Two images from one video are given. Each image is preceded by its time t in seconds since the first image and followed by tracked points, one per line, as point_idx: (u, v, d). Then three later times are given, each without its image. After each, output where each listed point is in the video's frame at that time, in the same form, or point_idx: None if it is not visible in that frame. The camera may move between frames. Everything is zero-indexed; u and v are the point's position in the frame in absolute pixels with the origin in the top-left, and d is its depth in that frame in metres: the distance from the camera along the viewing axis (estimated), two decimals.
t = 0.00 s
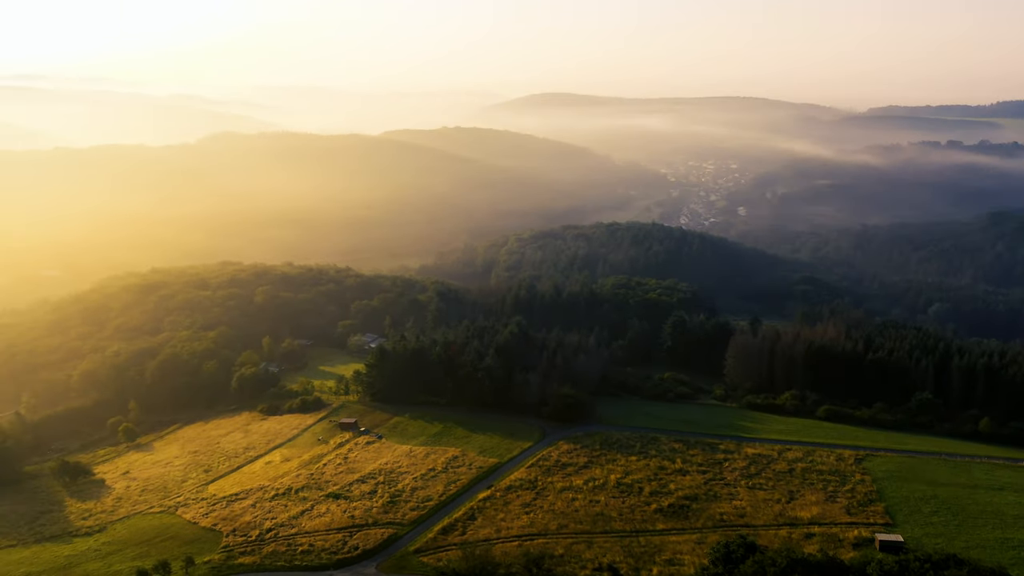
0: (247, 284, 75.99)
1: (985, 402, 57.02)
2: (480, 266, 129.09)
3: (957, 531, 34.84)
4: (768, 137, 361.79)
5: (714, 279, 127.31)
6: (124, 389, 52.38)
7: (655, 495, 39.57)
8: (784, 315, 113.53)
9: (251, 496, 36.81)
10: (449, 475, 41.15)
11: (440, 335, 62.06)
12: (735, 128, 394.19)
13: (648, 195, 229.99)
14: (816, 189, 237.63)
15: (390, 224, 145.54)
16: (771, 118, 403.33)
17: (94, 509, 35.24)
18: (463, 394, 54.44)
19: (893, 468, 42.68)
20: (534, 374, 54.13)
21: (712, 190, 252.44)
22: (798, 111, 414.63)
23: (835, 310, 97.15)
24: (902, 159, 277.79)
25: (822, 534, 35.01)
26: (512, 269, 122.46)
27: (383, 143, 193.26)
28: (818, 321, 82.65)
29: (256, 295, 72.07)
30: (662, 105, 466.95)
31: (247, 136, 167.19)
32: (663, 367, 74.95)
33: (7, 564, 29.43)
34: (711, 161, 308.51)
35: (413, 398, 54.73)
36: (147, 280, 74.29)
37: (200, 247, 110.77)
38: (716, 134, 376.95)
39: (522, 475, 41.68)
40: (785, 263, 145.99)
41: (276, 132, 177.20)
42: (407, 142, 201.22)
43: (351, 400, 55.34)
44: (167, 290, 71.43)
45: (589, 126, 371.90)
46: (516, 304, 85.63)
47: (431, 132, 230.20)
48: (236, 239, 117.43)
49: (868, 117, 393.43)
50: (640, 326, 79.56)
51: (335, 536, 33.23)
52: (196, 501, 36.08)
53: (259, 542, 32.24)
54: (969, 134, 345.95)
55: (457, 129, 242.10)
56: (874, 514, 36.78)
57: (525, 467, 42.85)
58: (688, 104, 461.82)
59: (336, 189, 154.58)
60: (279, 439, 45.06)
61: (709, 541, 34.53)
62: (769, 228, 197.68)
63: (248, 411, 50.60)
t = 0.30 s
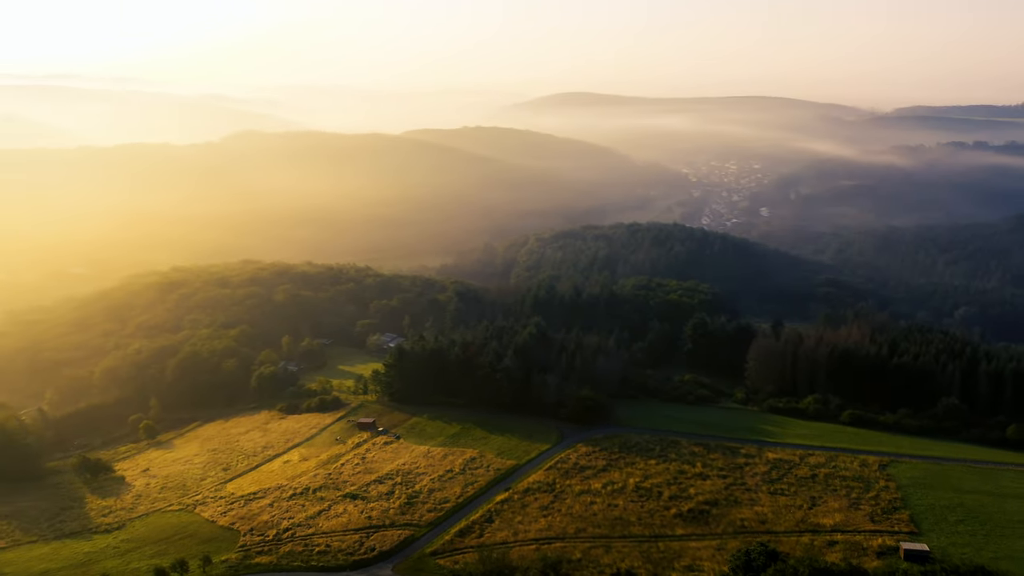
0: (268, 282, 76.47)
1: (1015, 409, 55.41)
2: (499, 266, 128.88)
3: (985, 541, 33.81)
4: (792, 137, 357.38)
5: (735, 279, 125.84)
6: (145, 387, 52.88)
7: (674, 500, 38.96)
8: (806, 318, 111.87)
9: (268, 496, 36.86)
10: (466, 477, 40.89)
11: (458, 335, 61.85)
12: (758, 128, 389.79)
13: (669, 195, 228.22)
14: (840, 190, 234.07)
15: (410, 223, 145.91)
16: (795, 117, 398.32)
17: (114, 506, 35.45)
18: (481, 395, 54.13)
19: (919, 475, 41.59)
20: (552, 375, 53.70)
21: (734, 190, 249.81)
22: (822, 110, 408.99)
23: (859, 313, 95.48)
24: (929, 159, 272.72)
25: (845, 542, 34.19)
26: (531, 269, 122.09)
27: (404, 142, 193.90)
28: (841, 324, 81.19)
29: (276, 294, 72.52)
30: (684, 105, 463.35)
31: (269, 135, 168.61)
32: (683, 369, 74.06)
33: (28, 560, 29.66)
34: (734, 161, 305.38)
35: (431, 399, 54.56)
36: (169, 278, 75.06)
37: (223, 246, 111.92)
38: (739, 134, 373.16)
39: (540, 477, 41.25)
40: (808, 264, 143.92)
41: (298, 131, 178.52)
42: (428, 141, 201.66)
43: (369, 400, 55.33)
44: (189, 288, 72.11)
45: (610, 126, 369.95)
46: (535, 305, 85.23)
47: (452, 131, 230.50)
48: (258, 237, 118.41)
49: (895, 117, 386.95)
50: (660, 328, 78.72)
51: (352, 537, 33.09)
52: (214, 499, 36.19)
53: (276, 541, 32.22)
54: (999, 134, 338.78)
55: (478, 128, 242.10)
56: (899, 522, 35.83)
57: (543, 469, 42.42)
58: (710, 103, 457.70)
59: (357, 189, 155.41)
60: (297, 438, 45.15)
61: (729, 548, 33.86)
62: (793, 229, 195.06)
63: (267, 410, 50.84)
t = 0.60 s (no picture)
0: (288, 281, 76.83)
1: None
2: (519, 265, 128.50)
3: (1014, 552, 32.76)
4: (817, 137, 352.51)
5: (757, 280, 124.26)
6: (166, 384, 53.32)
7: (694, 505, 38.28)
8: (830, 321, 110.15)
9: (286, 495, 36.87)
10: (484, 479, 40.56)
11: (477, 336, 61.57)
12: (781, 128, 384.97)
13: (690, 196, 226.30)
14: (866, 190, 230.35)
15: (430, 222, 146.13)
16: (819, 117, 392.88)
17: (133, 504, 35.63)
18: (500, 396, 53.83)
19: (945, 482, 40.48)
20: (571, 377, 53.23)
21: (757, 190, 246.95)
22: (847, 109, 403.04)
23: (884, 316, 93.68)
24: (957, 159, 267.42)
25: (869, 550, 33.32)
26: (551, 269, 121.57)
27: (425, 142, 194.28)
28: (866, 328, 79.64)
29: (296, 293, 72.87)
30: (706, 104, 459.19)
31: (291, 134, 169.99)
32: (704, 372, 73.10)
33: (47, 557, 29.87)
34: (756, 161, 302.00)
35: (450, 399, 54.40)
36: (191, 276, 75.73)
37: (245, 244, 112.89)
38: (762, 134, 369.01)
39: (558, 480, 40.80)
40: (832, 266, 141.75)
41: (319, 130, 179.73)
42: (448, 141, 201.90)
43: (387, 399, 55.30)
44: (210, 286, 72.68)
45: (631, 126, 367.67)
46: (555, 306, 84.76)
47: (472, 130, 230.59)
48: (279, 236, 119.29)
49: (922, 117, 380.17)
50: (681, 330, 77.86)
51: (368, 538, 32.93)
52: (233, 498, 36.24)
53: (293, 542, 32.11)
54: None
55: (498, 127, 241.85)
56: (924, 531, 34.87)
57: (561, 472, 41.95)
58: (733, 102, 453.26)
59: (377, 189, 156.04)
60: (315, 437, 45.22)
61: (750, 555, 33.16)
62: (816, 230, 192.16)
63: (287, 408, 51.00)
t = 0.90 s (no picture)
0: (308, 280, 77.12)
1: None
2: (538, 265, 127.99)
3: None
4: (841, 137, 347.55)
5: (780, 282, 122.48)
6: (186, 382, 53.69)
7: (714, 511, 37.59)
8: (854, 324, 108.11)
9: (303, 495, 36.83)
10: (502, 481, 40.23)
11: (496, 336, 61.21)
12: (805, 128, 379.73)
13: (712, 196, 224.14)
14: (892, 191, 226.40)
15: (450, 221, 146.21)
16: (843, 116, 387.29)
17: (152, 502, 35.80)
18: (519, 397, 53.37)
19: (972, 491, 39.33)
20: (591, 379, 52.64)
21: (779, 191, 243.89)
22: (873, 109, 396.88)
23: (910, 319, 91.82)
24: (986, 160, 261.98)
25: (893, 560, 32.47)
26: (570, 269, 120.94)
27: (445, 141, 194.52)
28: (891, 331, 77.97)
29: (315, 292, 73.11)
30: (729, 104, 454.80)
31: (312, 133, 171.30)
32: (725, 374, 71.98)
33: (66, 554, 30.07)
34: (779, 162, 298.43)
35: (468, 400, 54.09)
36: (211, 275, 76.27)
37: (266, 242, 113.70)
38: (785, 134, 364.71)
39: (576, 484, 40.30)
40: (856, 268, 139.32)
41: (341, 130, 180.76)
42: (467, 140, 201.83)
43: (405, 400, 55.19)
44: (231, 285, 73.17)
45: (652, 126, 365.11)
46: (574, 307, 84.11)
47: (492, 130, 230.49)
48: (300, 234, 120.01)
49: (949, 116, 373.16)
50: (702, 332, 76.84)
51: (385, 540, 32.74)
52: (250, 498, 36.27)
53: (309, 543, 32.03)
54: None
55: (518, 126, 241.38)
56: (952, 541, 33.86)
57: (579, 476, 41.47)
58: (756, 102, 448.29)
59: (397, 188, 156.48)
60: (333, 437, 45.25)
61: (771, 564, 32.42)
62: (840, 231, 189.01)
63: (305, 407, 51.14)
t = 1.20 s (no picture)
0: (328, 279, 77.38)
1: None
2: (558, 266, 127.38)
3: None
4: (867, 137, 342.10)
5: (803, 284, 120.62)
6: (207, 380, 54.04)
7: (734, 517, 36.83)
8: (879, 327, 106.06)
9: (320, 496, 36.77)
10: (519, 484, 39.85)
11: (515, 338, 60.85)
12: (830, 129, 374.09)
13: (734, 196, 221.69)
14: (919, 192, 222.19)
15: (470, 221, 146.17)
16: (869, 116, 381.08)
17: (171, 501, 35.98)
18: (538, 399, 52.94)
19: (1001, 500, 38.17)
20: (610, 381, 52.08)
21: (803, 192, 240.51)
22: (899, 108, 390.09)
23: (937, 323, 89.86)
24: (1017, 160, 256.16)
25: (919, 571, 31.56)
26: (590, 270, 120.19)
27: (466, 141, 194.54)
28: (917, 335, 76.25)
29: (335, 291, 73.32)
30: (752, 104, 449.84)
31: (334, 133, 172.46)
32: (746, 377, 70.90)
33: (86, 551, 30.29)
34: (803, 162, 294.37)
35: (487, 401, 53.81)
36: (233, 274, 76.83)
37: (287, 241, 114.44)
38: (810, 134, 359.88)
39: (594, 488, 39.77)
40: (881, 270, 136.73)
41: (363, 130, 181.60)
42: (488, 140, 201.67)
43: (424, 400, 55.06)
44: (252, 284, 73.64)
45: (674, 126, 362.05)
46: (594, 309, 83.50)
47: (512, 130, 230.13)
48: (321, 233, 120.61)
49: (979, 116, 365.55)
50: (723, 334, 75.82)
51: (401, 542, 32.54)
52: (268, 497, 36.31)
53: (326, 544, 31.92)
54: None
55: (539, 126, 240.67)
56: (979, 553, 32.89)
57: (597, 479, 40.91)
58: (779, 101, 442.84)
59: (418, 188, 156.78)
60: (351, 437, 45.19)
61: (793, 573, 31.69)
62: (866, 233, 185.70)
63: (324, 407, 51.28)
